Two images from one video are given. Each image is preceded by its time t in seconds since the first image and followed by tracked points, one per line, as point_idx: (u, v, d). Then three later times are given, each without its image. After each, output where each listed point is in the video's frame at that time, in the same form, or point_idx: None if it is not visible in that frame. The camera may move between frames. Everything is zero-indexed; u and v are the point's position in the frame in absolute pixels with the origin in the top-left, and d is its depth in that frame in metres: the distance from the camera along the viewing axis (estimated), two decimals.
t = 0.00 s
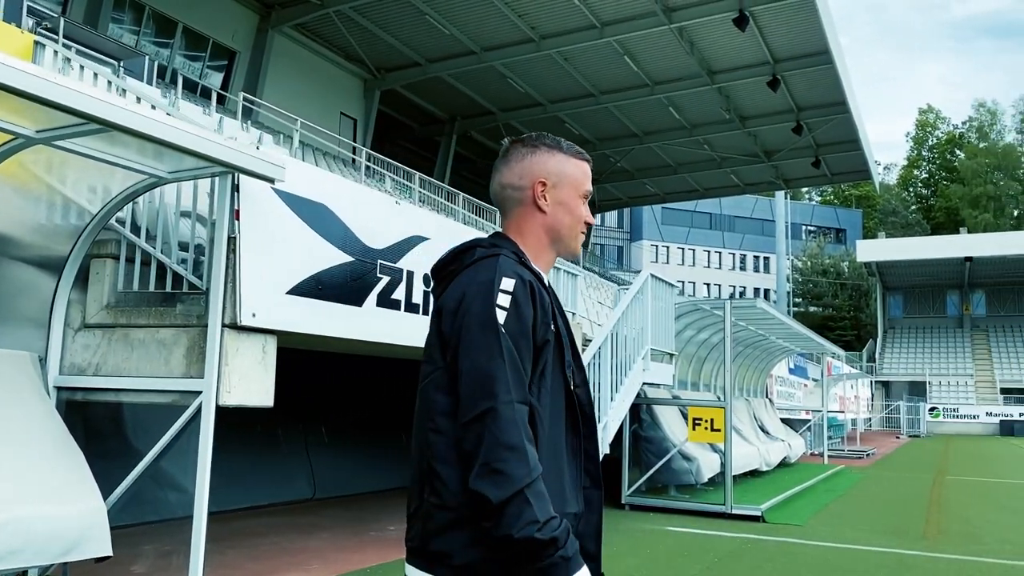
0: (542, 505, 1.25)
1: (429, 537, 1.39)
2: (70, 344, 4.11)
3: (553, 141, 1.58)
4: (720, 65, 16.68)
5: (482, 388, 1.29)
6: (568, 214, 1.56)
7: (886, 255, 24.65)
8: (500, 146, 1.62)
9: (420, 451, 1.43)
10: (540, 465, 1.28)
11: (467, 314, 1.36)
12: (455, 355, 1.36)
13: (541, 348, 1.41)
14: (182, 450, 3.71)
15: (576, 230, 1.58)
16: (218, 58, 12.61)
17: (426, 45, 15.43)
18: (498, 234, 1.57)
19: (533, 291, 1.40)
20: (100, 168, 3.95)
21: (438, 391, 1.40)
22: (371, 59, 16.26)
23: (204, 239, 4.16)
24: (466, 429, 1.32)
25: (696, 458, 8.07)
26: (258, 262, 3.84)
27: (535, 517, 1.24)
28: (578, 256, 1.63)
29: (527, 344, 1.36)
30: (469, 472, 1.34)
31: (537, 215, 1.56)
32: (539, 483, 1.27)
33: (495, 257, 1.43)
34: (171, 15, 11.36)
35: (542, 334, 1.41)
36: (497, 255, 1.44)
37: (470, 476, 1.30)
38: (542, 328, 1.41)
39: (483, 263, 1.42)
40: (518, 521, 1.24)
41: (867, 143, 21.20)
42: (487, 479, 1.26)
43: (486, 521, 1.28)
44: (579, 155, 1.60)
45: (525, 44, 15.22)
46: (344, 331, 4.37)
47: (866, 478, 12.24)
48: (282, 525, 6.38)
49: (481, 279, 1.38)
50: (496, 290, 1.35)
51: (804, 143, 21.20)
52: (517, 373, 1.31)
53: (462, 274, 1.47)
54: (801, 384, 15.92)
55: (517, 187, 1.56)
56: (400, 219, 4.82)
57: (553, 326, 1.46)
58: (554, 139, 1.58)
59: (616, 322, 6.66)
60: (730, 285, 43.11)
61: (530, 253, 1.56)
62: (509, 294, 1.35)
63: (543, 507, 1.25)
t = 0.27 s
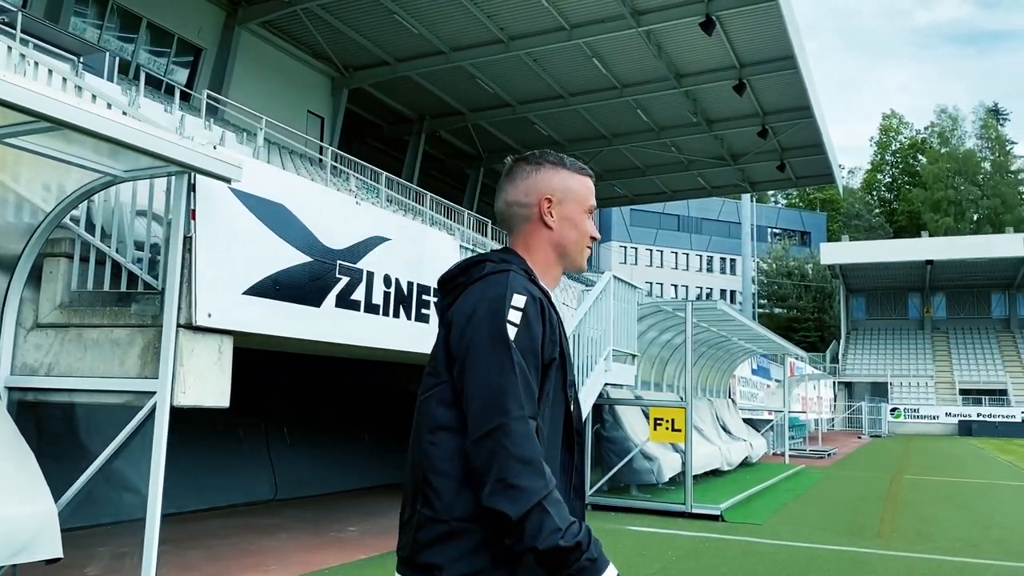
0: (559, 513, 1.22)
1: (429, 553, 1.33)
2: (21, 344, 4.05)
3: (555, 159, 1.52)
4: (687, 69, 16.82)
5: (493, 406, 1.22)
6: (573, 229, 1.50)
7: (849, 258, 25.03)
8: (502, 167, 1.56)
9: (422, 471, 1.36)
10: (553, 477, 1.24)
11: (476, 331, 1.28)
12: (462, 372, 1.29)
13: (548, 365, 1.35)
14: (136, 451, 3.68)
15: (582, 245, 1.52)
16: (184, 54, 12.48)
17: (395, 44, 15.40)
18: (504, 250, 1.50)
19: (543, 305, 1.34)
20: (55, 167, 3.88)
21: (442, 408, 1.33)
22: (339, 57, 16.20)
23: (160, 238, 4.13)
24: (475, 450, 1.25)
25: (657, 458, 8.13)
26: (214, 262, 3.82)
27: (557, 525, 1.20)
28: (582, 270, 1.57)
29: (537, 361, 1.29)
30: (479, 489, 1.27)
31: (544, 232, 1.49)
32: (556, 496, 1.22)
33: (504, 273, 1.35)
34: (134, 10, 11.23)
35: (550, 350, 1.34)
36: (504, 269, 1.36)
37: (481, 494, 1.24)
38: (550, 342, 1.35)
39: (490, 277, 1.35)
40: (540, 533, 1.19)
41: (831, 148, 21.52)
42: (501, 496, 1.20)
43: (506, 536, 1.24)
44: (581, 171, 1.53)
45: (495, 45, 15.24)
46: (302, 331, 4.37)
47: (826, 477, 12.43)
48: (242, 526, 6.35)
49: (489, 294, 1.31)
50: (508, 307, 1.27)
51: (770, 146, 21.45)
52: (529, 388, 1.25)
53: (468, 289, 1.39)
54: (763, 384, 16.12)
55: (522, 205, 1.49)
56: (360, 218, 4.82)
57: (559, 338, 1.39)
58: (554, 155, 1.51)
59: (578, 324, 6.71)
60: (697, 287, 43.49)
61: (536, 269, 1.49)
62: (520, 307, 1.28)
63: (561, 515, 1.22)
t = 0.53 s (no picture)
0: (563, 528, 1.21)
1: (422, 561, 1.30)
2: None
3: (563, 174, 1.53)
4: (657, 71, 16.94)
5: (505, 417, 1.22)
6: (582, 245, 1.50)
7: (814, 260, 25.36)
8: (511, 182, 1.57)
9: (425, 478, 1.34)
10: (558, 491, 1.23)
11: (491, 342, 1.27)
12: (474, 380, 1.28)
13: (557, 379, 1.35)
14: (90, 451, 3.62)
15: (589, 260, 1.52)
16: (150, 49, 12.36)
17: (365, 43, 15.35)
18: (513, 262, 1.51)
19: (556, 320, 1.34)
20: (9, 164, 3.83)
21: (450, 419, 1.32)
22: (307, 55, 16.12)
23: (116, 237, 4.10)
24: (483, 460, 1.24)
25: (620, 458, 8.19)
26: (169, 260, 3.80)
27: (558, 541, 1.19)
28: (589, 287, 1.57)
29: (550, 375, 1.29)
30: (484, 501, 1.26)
31: (553, 246, 1.50)
32: (558, 514, 1.21)
33: (516, 286, 1.35)
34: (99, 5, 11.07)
35: (560, 364, 1.35)
36: (519, 281, 1.36)
37: (485, 504, 1.23)
38: (560, 356, 1.36)
39: (505, 288, 1.34)
40: (543, 546, 1.19)
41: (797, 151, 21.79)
42: (506, 506, 1.20)
43: (506, 548, 1.23)
44: (590, 187, 1.54)
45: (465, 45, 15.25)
46: (261, 331, 4.36)
47: (789, 476, 12.59)
48: (201, 527, 6.31)
49: (505, 304, 1.30)
50: (521, 319, 1.28)
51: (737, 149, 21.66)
52: (540, 401, 1.25)
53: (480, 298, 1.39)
54: (728, 385, 16.29)
55: (532, 220, 1.50)
56: (320, 217, 4.81)
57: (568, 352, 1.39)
58: (563, 169, 1.53)
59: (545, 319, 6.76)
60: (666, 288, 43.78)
61: (546, 282, 1.49)
62: (535, 321, 1.28)
63: (564, 530, 1.21)
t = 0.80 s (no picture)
0: (545, 521, 1.23)
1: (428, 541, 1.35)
2: None
3: (569, 172, 1.59)
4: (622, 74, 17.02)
5: (505, 402, 1.26)
6: (586, 242, 1.56)
7: (777, 263, 25.68)
8: (516, 178, 1.62)
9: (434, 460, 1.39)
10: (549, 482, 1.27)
11: (495, 328, 1.33)
12: (479, 365, 1.33)
13: (559, 368, 1.41)
14: (35, 451, 3.54)
15: (592, 258, 1.58)
16: (110, 43, 12.20)
17: (330, 41, 15.24)
18: (518, 256, 1.56)
19: (557, 313, 1.40)
20: None
21: (456, 403, 1.37)
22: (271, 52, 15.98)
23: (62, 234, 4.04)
24: (480, 443, 1.28)
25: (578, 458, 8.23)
26: (118, 260, 3.76)
27: (538, 532, 1.22)
28: (590, 285, 1.63)
29: (549, 364, 1.35)
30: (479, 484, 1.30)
31: (557, 241, 1.56)
32: (544, 501, 1.24)
33: (520, 276, 1.41)
34: None
35: (560, 355, 1.41)
36: (524, 273, 1.42)
37: (479, 487, 1.27)
38: (561, 347, 1.41)
39: (510, 278, 1.40)
40: (520, 535, 1.21)
41: (760, 155, 22.05)
42: (496, 488, 1.23)
43: (490, 529, 1.26)
44: (594, 186, 1.60)
45: (431, 44, 15.19)
46: (212, 331, 4.33)
47: (748, 476, 12.74)
48: (153, 528, 6.24)
49: (509, 293, 1.36)
50: (526, 307, 1.33)
51: (701, 152, 21.84)
52: (540, 390, 1.29)
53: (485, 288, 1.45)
54: (689, 385, 16.44)
55: (537, 214, 1.55)
56: (272, 217, 4.79)
57: (570, 348, 1.45)
58: (570, 168, 1.58)
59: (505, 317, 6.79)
60: (632, 289, 44.06)
61: (548, 274, 1.55)
62: (537, 310, 1.34)
63: (545, 524, 1.23)
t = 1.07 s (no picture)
0: (516, 514, 1.33)
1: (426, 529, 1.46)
2: None
3: (561, 165, 1.71)
4: (594, 76, 17.09)
5: (483, 395, 1.37)
6: (576, 235, 1.69)
7: (746, 264, 25.92)
8: (510, 170, 1.74)
9: (429, 449, 1.50)
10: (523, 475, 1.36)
11: (476, 322, 1.43)
12: (462, 359, 1.44)
13: (541, 359, 1.51)
14: None
15: (581, 250, 1.70)
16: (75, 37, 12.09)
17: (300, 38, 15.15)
18: (509, 249, 1.67)
19: (538, 307, 1.50)
20: None
21: (443, 398, 1.47)
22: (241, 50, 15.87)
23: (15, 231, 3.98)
24: (462, 435, 1.39)
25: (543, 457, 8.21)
26: (72, 258, 3.72)
27: (507, 526, 1.31)
28: (578, 275, 1.75)
29: (528, 357, 1.45)
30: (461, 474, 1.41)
31: (547, 234, 1.68)
32: (517, 492, 1.34)
33: (504, 272, 1.51)
34: None
35: (542, 346, 1.51)
36: (506, 268, 1.52)
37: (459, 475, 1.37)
38: (543, 339, 1.51)
39: (493, 276, 1.51)
40: (491, 525, 1.31)
41: (730, 157, 22.23)
42: (473, 478, 1.33)
43: (463, 516, 1.36)
44: (586, 179, 1.72)
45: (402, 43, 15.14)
46: (168, 331, 4.30)
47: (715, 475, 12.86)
48: (114, 529, 6.19)
49: (490, 290, 1.46)
50: (505, 303, 1.43)
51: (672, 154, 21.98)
52: (518, 385, 1.38)
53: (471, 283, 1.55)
54: (657, 386, 16.55)
55: (528, 206, 1.67)
56: (233, 216, 4.77)
57: (556, 341, 1.55)
58: (561, 163, 1.70)
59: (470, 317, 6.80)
60: (603, 290, 44.25)
61: (536, 267, 1.67)
62: (516, 306, 1.44)
63: (516, 519, 1.33)
